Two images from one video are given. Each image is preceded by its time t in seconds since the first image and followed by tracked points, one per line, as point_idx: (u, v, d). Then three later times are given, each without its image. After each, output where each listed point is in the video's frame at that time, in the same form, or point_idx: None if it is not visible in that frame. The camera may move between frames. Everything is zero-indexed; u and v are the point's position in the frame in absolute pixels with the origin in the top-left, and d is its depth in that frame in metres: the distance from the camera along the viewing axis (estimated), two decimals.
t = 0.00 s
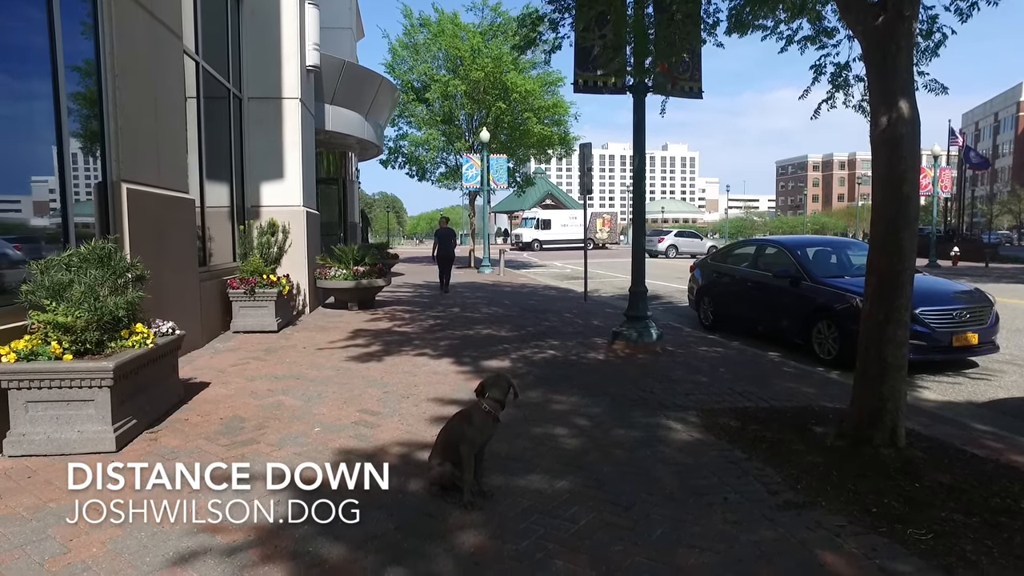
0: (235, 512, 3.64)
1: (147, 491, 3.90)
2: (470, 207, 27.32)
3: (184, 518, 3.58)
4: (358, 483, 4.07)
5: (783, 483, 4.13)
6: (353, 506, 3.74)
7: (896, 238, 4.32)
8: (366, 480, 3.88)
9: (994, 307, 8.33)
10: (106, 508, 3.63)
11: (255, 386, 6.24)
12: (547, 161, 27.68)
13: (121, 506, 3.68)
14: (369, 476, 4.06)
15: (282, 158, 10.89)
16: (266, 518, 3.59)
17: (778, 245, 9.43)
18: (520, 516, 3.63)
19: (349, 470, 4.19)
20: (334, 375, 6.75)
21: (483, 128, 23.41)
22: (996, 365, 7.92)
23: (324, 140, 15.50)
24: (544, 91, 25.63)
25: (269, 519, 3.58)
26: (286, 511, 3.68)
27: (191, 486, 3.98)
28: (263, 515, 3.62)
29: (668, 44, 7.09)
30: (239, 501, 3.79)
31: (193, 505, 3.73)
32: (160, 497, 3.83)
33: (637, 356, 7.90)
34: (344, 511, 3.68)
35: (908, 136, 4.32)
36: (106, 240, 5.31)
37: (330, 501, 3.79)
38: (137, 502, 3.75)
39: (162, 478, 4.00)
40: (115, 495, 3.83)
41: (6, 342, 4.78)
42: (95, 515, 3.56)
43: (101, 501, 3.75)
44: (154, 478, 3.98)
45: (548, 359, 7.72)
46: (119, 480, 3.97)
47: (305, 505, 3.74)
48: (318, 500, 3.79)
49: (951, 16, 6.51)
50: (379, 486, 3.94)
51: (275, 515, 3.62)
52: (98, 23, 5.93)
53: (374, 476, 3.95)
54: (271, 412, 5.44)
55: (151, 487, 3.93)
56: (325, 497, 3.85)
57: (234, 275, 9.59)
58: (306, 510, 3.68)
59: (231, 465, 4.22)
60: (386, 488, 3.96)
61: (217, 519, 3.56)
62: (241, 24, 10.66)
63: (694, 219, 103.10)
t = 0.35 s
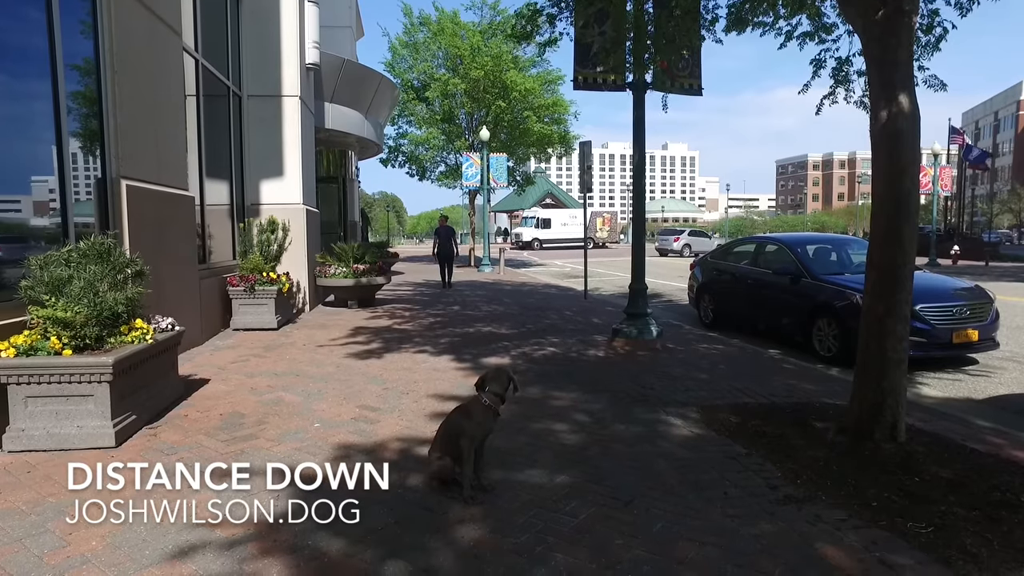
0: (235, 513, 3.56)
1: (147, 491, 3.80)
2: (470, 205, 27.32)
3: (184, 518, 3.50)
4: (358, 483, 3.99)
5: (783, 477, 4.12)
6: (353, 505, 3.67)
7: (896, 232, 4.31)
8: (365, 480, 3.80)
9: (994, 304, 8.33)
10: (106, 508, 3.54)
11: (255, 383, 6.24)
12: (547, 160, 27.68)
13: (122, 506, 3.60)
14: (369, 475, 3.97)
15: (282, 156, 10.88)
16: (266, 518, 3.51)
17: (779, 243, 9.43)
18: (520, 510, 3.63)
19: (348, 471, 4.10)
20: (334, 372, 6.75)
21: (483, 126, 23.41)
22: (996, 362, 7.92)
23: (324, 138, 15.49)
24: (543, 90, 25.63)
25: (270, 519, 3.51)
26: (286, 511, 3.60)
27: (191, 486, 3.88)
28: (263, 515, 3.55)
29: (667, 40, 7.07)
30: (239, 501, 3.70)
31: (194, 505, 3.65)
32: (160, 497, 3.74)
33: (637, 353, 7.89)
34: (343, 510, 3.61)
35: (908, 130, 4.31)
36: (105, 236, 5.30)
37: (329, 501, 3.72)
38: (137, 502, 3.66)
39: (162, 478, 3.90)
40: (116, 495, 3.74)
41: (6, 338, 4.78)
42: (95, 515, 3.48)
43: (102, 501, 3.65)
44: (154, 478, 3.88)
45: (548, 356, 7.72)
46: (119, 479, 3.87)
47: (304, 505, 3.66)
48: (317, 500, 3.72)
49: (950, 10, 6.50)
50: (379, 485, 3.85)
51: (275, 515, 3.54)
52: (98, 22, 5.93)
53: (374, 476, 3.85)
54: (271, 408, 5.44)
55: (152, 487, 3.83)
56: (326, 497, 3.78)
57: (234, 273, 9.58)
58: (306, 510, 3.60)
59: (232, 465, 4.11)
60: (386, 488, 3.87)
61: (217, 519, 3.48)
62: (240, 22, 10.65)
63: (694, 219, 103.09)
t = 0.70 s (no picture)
0: (236, 512, 3.51)
1: (146, 491, 3.75)
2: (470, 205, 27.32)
3: (184, 518, 3.43)
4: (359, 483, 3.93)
5: (783, 473, 4.13)
6: (353, 505, 3.61)
7: (896, 227, 4.31)
8: (365, 479, 3.73)
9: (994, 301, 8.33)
10: (105, 508, 3.49)
11: (255, 380, 6.24)
12: (547, 159, 27.68)
13: (121, 506, 3.53)
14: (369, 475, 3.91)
15: (282, 155, 10.89)
16: (267, 518, 3.45)
17: (779, 241, 9.43)
18: (520, 505, 3.63)
19: (348, 470, 4.03)
20: (334, 369, 6.75)
21: (483, 125, 23.42)
22: (995, 360, 7.93)
23: (324, 138, 15.49)
24: (543, 89, 25.64)
25: (270, 519, 3.45)
26: (286, 510, 3.55)
27: (191, 486, 3.81)
28: (264, 515, 3.49)
29: (668, 38, 7.08)
30: (239, 500, 3.65)
31: (193, 504, 3.59)
32: (159, 497, 3.68)
33: (637, 350, 7.89)
34: (343, 511, 3.54)
35: (908, 126, 4.31)
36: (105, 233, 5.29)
37: (330, 501, 3.66)
38: (136, 502, 3.59)
39: (162, 478, 3.85)
40: (116, 495, 3.67)
41: (6, 334, 4.78)
42: (95, 515, 3.43)
43: (101, 500, 3.59)
44: (153, 478, 3.83)
45: (548, 353, 7.72)
46: (119, 478, 3.82)
47: (304, 505, 3.59)
48: (317, 500, 3.65)
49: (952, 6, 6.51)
50: (379, 486, 3.79)
51: (275, 514, 3.49)
52: (97, 22, 5.92)
53: (374, 476, 3.81)
54: (272, 405, 5.44)
55: (152, 487, 3.78)
56: (327, 496, 3.72)
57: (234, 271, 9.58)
58: (306, 510, 3.54)
59: (232, 465, 4.04)
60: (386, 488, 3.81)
61: (217, 519, 3.43)
62: (240, 20, 10.65)
63: (694, 218, 103.07)
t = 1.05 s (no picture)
0: (236, 512, 3.42)
1: (146, 490, 3.64)
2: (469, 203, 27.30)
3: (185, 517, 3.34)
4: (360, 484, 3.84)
5: (783, 465, 4.13)
6: (353, 505, 3.52)
7: (895, 220, 4.31)
8: (365, 480, 3.67)
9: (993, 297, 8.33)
10: (106, 506, 3.39)
11: (255, 375, 6.24)
12: (547, 157, 27.67)
13: (121, 505, 3.43)
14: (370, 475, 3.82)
15: (282, 152, 10.88)
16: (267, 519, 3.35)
17: (778, 237, 9.43)
18: (520, 497, 3.63)
19: (348, 470, 3.93)
20: (334, 365, 6.75)
21: (482, 123, 23.40)
22: (994, 355, 7.93)
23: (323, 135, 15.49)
24: (543, 87, 25.62)
25: (271, 518, 3.35)
26: (286, 510, 3.46)
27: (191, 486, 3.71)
28: (264, 515, 3.39)
29: (667, 33, 7.09)
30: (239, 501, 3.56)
31: (194, 504, 3.49)
32: (159, 497, 3.58)
33: (637, 346, 7.88)
34: (343, 511, 3.45)
35: (907, 119, 4.31)
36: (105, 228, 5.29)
37: (330, 501, 3.56)
38: (136, 501, 3.49)
39: (161, 478, 3.75)
40: (116, 494, 3.57)
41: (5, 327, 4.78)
42: (95, 515, 3.34)
43: (101, 500, 3.49)
44: (153, 478, 3.73)
45: (548, 349, 7.72)
46: (120, 478, 3.73)
47: (305, 505, 3.51)
48: (317, 501, 3.56)
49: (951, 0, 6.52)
50: (379, 486, 3.71)
51: (275, 514, 3.40)
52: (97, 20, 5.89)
53: (373, 476, 3.74)
54: (271, 399, 5.44)
55: (151, 486, 3.69)
56: (327, 496, 3.63)
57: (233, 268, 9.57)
58: (307, 509, 3.45)
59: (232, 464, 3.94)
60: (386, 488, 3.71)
61: (218, 518, 3.34)
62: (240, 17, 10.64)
63: (693, 217, 103.05)
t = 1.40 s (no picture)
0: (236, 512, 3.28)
1: (146, 491, 3.51)
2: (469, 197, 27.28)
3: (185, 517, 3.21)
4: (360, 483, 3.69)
5: (781, 454, 4.15)
6: (353, 505, 3.38)
7: (895, 210, 4.31)
8: (365, 479, 3.54)
9: (992, 289, 8.34)
10: (105, 507, 3.28)
11: (255, 367, 6.25)
12: (546, 151, 27.64)
13: (121, 505, 3.32)
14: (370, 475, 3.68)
15: (281, 145, 10.87)
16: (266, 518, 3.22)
17: (778, 230, 9.43)
18: (519, 485, 3.65)
19: (348, 470, 3.79)
20: (333, 356, 6.76)
21: (482, 117, 23.37)
22: (993, 347, 7.94)
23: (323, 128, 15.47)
24: (542, 80, 25.58)
25: (270, 518, 3.22)
26: (286, 509, 3.32)
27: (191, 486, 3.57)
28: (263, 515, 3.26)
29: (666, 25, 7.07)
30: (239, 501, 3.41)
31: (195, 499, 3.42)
32: (159, 492, 3.50)
33: (636, 338, 7.89)
34: (343, 511, 3.32)
35: (907, 109, 4.31)
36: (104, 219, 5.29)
37: (330, 501, 3.42)
38: (136, 501, 3.38)
39: (162, 477, 3.61)
40: (116, 495, 3.44)
41: (5, 318, 4.79)
42: (94, 515, 3.22)
43: (101, 500, 3.37)
44: (153, 478, 3.60)
45: (547, 341, 7.74)
46: (120, 478, 3.60)
47: (306, 504, 3.37)
48: (318, 500, 3.42)
49: None
50: (379, 485, 3.57)
51: (275, 514, 3.26)
52: (95, 13, 5.85)
53: (374, 476, 3.60)
54: (271, 390, 5.46)
55: (152, 486, 3.55)
56: (327, 496, 3.49)
57: (233, 261, 9.56)
58: (307, 509, 3.31)
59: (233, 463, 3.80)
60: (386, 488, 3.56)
61: (217, 518, 3.21)
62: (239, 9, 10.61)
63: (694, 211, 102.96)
